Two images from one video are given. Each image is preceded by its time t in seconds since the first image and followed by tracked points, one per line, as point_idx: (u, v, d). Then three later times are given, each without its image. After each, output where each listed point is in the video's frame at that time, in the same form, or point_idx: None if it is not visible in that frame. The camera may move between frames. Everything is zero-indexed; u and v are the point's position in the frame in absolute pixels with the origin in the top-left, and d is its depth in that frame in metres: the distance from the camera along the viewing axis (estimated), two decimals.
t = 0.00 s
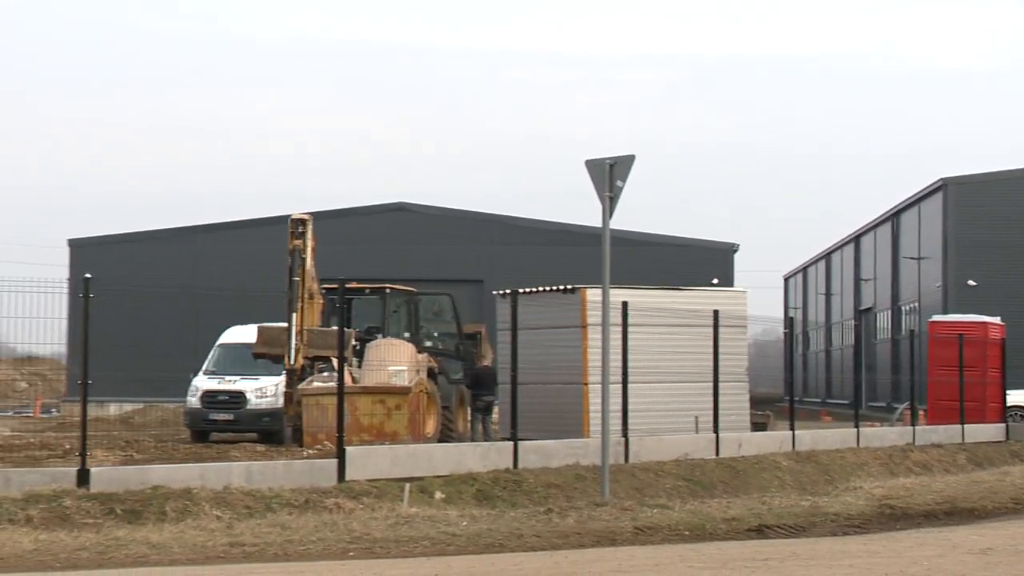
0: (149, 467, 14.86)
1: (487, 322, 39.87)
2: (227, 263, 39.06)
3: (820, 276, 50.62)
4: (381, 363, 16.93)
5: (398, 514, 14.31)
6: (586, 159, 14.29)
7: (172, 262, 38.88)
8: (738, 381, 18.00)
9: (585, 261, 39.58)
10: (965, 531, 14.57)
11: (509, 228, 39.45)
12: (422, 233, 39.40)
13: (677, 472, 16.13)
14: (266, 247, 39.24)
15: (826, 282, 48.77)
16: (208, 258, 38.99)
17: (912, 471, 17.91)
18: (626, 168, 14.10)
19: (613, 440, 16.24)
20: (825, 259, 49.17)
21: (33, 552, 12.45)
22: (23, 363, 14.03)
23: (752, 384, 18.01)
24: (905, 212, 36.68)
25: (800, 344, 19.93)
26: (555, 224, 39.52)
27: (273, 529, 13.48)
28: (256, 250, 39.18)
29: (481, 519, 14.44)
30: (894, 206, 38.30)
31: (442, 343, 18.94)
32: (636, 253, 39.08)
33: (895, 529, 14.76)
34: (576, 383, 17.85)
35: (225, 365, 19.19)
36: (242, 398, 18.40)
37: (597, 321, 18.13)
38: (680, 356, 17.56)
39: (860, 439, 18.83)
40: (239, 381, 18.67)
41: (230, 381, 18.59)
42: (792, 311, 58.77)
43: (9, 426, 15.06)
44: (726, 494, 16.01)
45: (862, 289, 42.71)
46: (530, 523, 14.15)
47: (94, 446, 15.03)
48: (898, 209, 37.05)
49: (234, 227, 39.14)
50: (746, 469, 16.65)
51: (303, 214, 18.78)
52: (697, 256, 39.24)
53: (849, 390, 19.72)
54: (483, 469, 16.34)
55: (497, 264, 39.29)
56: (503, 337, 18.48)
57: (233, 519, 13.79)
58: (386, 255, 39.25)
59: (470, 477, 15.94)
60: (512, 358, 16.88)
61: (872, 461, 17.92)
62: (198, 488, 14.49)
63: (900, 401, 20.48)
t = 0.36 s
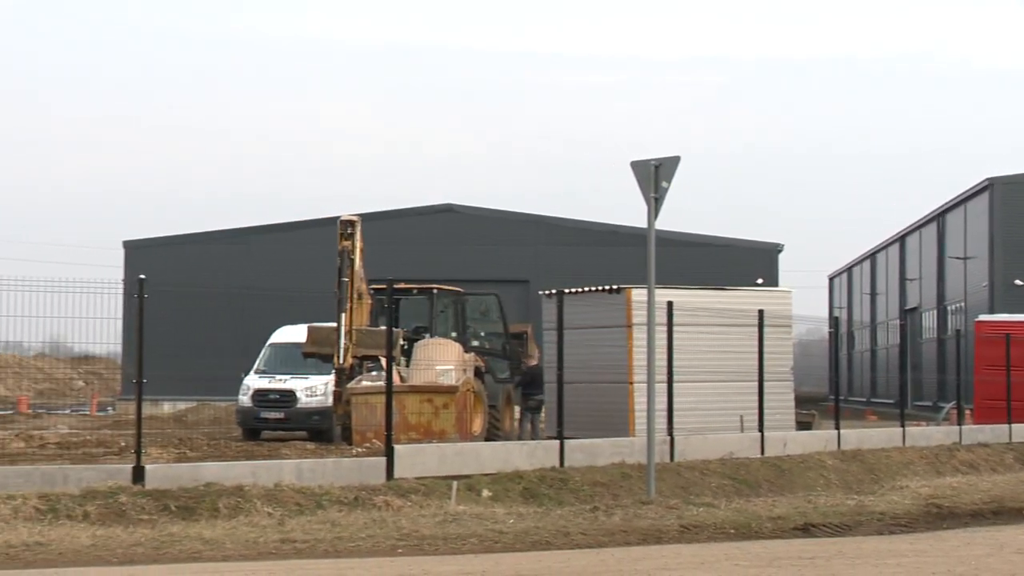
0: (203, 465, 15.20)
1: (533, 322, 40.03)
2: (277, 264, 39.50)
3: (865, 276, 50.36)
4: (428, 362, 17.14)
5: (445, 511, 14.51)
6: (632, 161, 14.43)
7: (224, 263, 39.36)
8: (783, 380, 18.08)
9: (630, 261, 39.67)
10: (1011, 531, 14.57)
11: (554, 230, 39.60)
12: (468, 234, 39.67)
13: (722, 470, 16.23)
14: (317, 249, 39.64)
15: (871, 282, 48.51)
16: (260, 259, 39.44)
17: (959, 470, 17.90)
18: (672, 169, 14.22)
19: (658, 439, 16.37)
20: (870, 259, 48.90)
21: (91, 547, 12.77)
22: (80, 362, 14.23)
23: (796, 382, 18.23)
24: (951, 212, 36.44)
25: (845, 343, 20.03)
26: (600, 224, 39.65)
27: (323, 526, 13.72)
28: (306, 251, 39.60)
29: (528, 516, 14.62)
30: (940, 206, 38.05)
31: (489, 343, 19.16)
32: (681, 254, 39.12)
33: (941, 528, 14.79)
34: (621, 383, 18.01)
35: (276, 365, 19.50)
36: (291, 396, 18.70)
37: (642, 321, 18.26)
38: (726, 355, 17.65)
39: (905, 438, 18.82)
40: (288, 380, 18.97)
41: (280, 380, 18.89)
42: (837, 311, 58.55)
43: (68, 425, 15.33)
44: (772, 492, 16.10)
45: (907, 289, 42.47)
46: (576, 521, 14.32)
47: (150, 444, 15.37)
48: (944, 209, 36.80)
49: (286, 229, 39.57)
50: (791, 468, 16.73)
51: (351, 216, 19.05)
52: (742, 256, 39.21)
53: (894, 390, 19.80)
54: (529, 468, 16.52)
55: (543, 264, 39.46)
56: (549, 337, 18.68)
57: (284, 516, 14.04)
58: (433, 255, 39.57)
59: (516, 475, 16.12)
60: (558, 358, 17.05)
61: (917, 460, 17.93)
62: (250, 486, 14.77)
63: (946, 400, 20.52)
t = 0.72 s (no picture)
0: (253, 462, 15.51)
1: (576, 322, 40.19)
2: (326, 266, 39.90)
3: (908, 276, 50.11)
4: (474, 361, 17.38)
5: (491, 509, 14.73)
6: (676, 162, 14.59)
7: (273, 264, 39.81)
8: (827, 379, 18.17)
9: (674, 262, 39.75)
10: None
11: (598, 230, 39.74)
12: (512, 234, 39.89)
13: (766, 469, 16.34)
14: (365, 249, 39.97)
15: (914, 281, 48.26)
16: (308, 261, 39.87)
17: (1003, 470, 17.91)
18: (715, 170, 14.35)
19: (702, 438, 16.52)
20: (913, 259, 48.65)
21: (146, 543, 13.10)
22: (133, 362, 14.65)
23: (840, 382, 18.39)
24: (996, 212, 36.23)
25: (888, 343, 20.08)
26: (643, 226, 39.76)
27: (371, 523, 13.98)
28: (354, 252, 39.95)
29: (573, 514, 14.81)
30: (985, 205, 37.84)
31: (534, 343, 19.39)
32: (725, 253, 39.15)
33: (986, 527, 14.84)
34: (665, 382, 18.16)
35: (324, 365, 19.81)
36: (340, 395, 19.00)
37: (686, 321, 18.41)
38: (770, 355, 17.75)
39: (950, 437, 18.85)
40: (337, 380, 19.27)
41: (328, 380, 19.18)
42: (881, 310, 58.25)
43: (121, 423, 15.65)
44: (815, 491, 16.20)
45: (951, 289, 42.23)
46: (621, 519, 14.50)
47: (201, 441, 15.63)
48: (988, 209, 36.59)
49: (334, 231, 39.95)
50: (835, 467, 16.81)
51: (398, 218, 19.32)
52: (786, 255, 39.18)
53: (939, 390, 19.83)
54: (574, 466, 16.72)
55: (587, 263, 39.63)
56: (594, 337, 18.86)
57: (333, 513, 14.31)
58: (477, 256, 39.84)
59: (561, 473, 16.32)
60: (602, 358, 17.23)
61: (962, 460, 17.95)
62: (299, 483, 15.07)
63: (991, 401, 20.51)
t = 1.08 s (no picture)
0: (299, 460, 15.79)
1: (616, 322, 40.31)
2: (368, 268, 40.26)
3: (948, 276, 49.87)
4: (515, 361, 17.60)
5: (533, 507, 14.93)
6: (715, 164, 14.75)
7: (316, 266, 40.21)
8: (866, 379, 18.28)
9: (713, 264, 39.82)
10: None
11: (637, 231, 39.86)
12: (552, 234, 40.09)
13: (805, 468, 16.44)
14: (405, 250, 40.32)
15: (954, 282, 48.05)
16: (351, 263, 40.23)
17: None
18: (754, 172, 14.50)
19: (741, 437, 16.64)
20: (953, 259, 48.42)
21: (194, 539, 13.40)
22: (182, 361, 14.82)
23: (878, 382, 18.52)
24: None
25: (927, 344, 20.14)
26: (682, 228, 39.85)
27: (415, 520, 14.23)
28: (397, 254, 40.29)
29: (614, 513, 14.99)
30: None
31: (574, 343, 19.59)
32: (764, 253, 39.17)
33: None
34: (705, 382, 18.31)
35: (368, 365, 20.08)
36: (383, 395, 19.31)
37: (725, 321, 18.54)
38: (809, 355, 17.85)
39: (990, 438, 18.88)
40: (380, 380, 19.58)
41: (372, 380, 19.51)
42: (920, 311, 58.01)
43: (170, 421, 16.36)
44: (855, 490, 16.29)
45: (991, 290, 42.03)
46: (661, 517, 14.67)
47: (247, 440, 16.26)
48: None
49: (376, 233, 40.28)
50: (874, 466, 16.89)
51: (440, 219, 19.57)
52: (826, 256, 39.15)
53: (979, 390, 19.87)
54: (614, 465, 16.91)
55: (627, 264, 39.76)
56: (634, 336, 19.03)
57: (376, 510, 14.56)
58: (517, 257, 40.08)
59: (601, 472, 16.51)
60: (641, 358, 17.40)
61: (1002, 459, 17.98)
62: (343, 481, 15.34)
63: None
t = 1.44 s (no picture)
0: (337, 458, 16.05)
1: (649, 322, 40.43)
2: (404, 269, 40.56)
3: (982, 276, 49.69)
4: (549, 361, 17.80)
5: (568, 504, 15.12)
6: (748, 165, 14.89)
7: (353, 266, 40.55)
8: (899, 378, 18.39)
9: (746, 263, 39.87)
10: None
11: (671, 231, 39.96)
12: (585, 234, 40.25)
13: (839, 466, 16.55)
14: (439, 250, 40.59)
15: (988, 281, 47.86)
16: (387, 264, 40.55)
17: None
18: (787, 172, 14.63)
19: (774, 435, 16.74)
20: (986, 258, 48.23)
21: (235, 535, 13.67)
22: (223, 361, 15.14)
23: (910, 380, 18.61)
24: None
25: (960, 343, 20.21)
26: (716, 228, 39.91)
27: (451, 517, 14.44)
28: (433, 256, 40.59)
29: (648, 510, 15.16)
30: None
31: (607, 343, 19.76)
32: (798, 253, 39.20)
33: None
34: (738, 381, 18.44)
35: (404, 364, 20.34)
36: (419, 393, 19.58)
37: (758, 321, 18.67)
38: (842, 354, 17.95)
39: None
40: (416, 378, 19.86)
41: (408, 378, 19.80)
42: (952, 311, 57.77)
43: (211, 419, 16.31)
44: (888, 488, 16.38)
45: None
46: (695, 515, 14.83)
47: (286, 437, 16.31)
48: None
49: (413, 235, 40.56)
50: (907, 464, 16.98)
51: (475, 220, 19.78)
52: (860, 256, 39.14)
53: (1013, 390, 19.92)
54: (648, 463, 17.08)
55: (660, 264, 39.87)
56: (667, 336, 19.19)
57: (413, 507, 14.79)
58: (551, 257, 40.27)
59: (636, 470, 16.67)
60: (674, 357, 17.54)
61: None
62: (381, 478, 15.56)
63: None
